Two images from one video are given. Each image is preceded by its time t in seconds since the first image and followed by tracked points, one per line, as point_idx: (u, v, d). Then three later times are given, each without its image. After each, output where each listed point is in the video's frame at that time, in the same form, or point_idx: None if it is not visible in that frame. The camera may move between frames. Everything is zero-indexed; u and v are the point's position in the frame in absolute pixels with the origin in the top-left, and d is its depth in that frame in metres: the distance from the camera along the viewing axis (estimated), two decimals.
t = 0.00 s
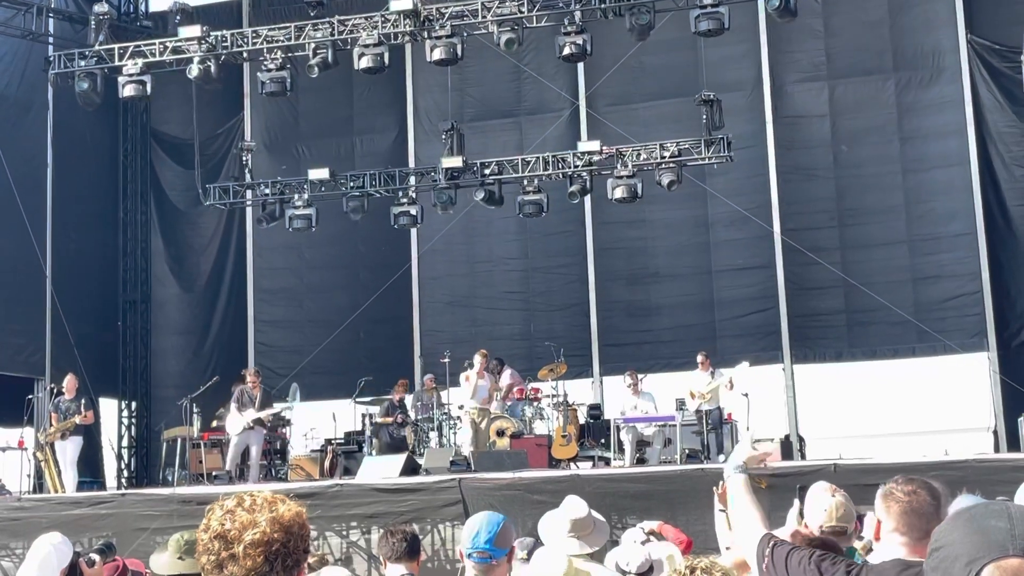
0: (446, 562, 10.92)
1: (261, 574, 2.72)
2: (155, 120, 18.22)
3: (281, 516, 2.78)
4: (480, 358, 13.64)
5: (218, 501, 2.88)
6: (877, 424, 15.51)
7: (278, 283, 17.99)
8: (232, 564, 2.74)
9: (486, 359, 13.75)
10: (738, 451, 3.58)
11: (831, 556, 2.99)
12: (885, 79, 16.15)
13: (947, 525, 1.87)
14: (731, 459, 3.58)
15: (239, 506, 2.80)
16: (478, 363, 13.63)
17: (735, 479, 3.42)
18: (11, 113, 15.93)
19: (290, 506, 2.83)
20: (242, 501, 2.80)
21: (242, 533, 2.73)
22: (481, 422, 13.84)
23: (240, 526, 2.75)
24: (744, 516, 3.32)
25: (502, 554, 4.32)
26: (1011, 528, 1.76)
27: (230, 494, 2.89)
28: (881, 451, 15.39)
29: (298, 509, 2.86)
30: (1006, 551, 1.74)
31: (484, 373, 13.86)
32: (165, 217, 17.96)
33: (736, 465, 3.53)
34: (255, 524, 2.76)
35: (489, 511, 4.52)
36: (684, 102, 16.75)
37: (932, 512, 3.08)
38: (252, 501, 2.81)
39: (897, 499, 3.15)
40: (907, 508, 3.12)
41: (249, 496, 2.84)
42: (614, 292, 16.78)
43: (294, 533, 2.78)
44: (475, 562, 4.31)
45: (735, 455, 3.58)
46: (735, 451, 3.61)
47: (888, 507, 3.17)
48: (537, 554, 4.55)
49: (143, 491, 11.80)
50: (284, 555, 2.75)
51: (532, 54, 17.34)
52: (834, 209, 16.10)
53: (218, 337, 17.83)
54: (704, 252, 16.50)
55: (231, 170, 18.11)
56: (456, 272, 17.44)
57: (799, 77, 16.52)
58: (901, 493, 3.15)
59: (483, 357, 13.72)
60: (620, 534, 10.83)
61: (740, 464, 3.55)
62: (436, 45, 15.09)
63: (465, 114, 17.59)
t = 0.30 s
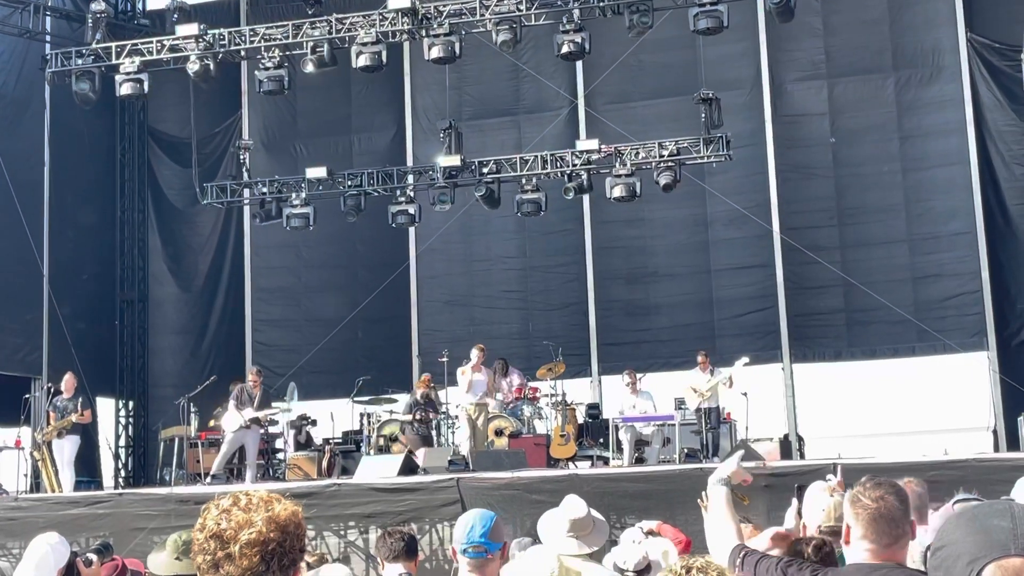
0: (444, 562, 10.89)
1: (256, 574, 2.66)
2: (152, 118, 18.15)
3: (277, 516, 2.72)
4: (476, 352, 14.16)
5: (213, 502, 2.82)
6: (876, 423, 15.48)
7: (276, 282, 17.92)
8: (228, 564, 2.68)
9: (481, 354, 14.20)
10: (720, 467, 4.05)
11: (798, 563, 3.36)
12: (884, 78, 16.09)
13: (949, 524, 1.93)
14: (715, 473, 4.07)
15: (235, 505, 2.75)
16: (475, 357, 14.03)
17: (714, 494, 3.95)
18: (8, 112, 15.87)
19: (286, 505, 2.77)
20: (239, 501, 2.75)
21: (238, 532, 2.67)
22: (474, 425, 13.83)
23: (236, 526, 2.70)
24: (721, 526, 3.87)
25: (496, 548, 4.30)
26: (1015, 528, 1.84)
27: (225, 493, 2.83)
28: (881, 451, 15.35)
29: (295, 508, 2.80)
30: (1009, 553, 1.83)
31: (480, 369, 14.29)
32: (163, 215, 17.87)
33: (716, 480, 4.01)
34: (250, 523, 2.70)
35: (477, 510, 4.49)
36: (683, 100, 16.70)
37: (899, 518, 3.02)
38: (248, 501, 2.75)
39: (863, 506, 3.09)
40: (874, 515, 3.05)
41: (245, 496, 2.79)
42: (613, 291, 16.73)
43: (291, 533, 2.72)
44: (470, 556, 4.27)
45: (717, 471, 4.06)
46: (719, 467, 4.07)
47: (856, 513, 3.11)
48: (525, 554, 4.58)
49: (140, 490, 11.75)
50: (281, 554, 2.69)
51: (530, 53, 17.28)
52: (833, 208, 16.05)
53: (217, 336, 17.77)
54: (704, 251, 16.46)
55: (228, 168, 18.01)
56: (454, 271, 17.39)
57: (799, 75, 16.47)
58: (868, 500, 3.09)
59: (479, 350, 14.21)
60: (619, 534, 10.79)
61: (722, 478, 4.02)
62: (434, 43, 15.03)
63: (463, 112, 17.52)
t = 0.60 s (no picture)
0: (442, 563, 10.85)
1: (254, 574, 2.64)
2: (149, 117, 18.07)
3: (275, 515, 2.70)
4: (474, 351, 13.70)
5: (212, 503, 2.81)
6: (876, 423, 15.43)
7: (274, 281, 17.85)
8: (226, 564, 2.66)
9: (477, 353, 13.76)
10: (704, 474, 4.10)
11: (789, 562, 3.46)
12: (884, 76, 16.04)
13: (950, 525, 1.74)
14: (698, 481, 4.12)
15: (233, 505, 2.74)
16: (471, 355, 13.60)
17: (701, 500, 3.98)
18: (5, 110, 15.79)
19: (285, 506, 2.76)
20: (236, 500, 2.74)
21: (236, 532, 2.66)
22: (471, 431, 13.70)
23: (234, 525, 2.68)
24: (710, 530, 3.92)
25: (493, 551, 4.23)
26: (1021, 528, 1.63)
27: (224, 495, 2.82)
28: (880, 451, 15.30)
29: (295, 509, 2.79)
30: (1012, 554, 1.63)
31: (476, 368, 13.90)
32: (160, 214, 17.79)
33: (702, 486, 4.06)
34: (249, 523, 2.68)
35: (476, 513, 4.43)
36: (682, 99, 16.63)
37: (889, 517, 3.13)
38: (246, 501, 2.74)
39: (855, 505, 3.19)
40: (865, 516, 3.15)
41: (243, 496, 2.78)
42: (612, 290, 16.68)
43: (289, 532, 2.70)
44: (466, 561, 4.20)
45: (701, 477, 4.11)
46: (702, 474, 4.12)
47: (848, 512, 3.21)
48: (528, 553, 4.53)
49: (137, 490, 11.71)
50: (279, 554, 2.67)
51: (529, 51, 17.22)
52: (832, 207, 16.00)
53: (214, 335, 17.70)
54: (703, 251, 16.40)
55: (225, 168, 17.97)
56: (453, 270, 17.34)
57: (798, 74, 16.41)
58: (860, 498, 3.19)
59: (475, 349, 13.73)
60: (617, 535, 10.74)
61: (708, 484, 4.08)
62: (432, 41, 14.97)
63: (462, 111, 17.46)
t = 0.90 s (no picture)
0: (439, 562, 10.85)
1: (253, 572, 2.57)
2: (146, 116, 18.04)
3: (273, 513, 2.63)
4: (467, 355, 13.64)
5: (209, 501, 2.74)
6: (874, 423, 15.44)
7: (272, 280, 17.84)
8: (224, 563, 2.59)
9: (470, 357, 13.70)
10: (702, 484, 4.08)
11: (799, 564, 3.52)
12: (882, 76, 16.05)
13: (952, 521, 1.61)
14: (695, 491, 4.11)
15: (232, 503, 2.66)
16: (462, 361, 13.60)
17: (704, 511, 3.97)
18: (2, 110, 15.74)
19: (283, 504, 2.68)
20: (235, 498, 2.66)
21: (234, 530, 2.58)
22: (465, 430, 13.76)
23: (232, 524, 2.61)
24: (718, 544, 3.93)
25: (488, 547, 4.24)
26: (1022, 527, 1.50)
27: (221, 492, 2.75)
28: (878, 451, 15.31)
29: (293, 507, 2.71)
30: (1014, 553, 1.51)
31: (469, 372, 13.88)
32: (157, 214, 17.76)
33: (701, 496, 4.04)
34: (247, 521, 2.61)
35: (469, 511, 4.43)
36: (680, 99, 16.63)
37: (897, 509, 3.41)
38: (244, 499, 2.67)
39: (865, 499, 3.47)
40: (875, 507, 3.44)
41: (241, 494, 2.70)
42: (609, 290, 16.68)
43: (287, 531, 2.63)
44: (462, 558, 4.19)
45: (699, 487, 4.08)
46: (699, 485, 4.10)
47: (858, 507, 3.49)
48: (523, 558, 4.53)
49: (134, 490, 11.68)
50: (277, 552, 2.60)
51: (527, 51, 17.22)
52: (830, 207, 16.00)
53: (212, 335, 17.66)
54: (700, 250, 16.40)
55: (222, 167, 17.90)
56: (451, 270, 17.34)
57: (796, 74, 16.41)
58: (871, 493, 3.47)
59: (468, 354, 13.65)
60: (615, 534, 10.74)
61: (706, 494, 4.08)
62: (430, 41, 14.96)
63: (459, 111, 17.46)
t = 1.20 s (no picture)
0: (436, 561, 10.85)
1: (250, 571, 2.59)
2: (143, 116, 18.01)
3: (269, 513, 2.65)
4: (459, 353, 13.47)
5: (203, 501, 2.75)
6: (871, 423, 15.45)
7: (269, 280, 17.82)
8: (219, 562, 2.60)
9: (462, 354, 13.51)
10: (711, 489, 4.40)
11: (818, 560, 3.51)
12: (879, 76, 16.06)
13: (951, 517, 1.50)
14: (706, 495, 4.42)
15: (227, 503, 2.68)
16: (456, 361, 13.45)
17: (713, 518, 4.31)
18: None
19: (277, 504, 2.71)
20: (230, 498, 2.69)
21: (230, 530, 2.60)
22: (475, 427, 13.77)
23: (228, 523, 2.62)
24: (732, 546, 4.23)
25: (486, 549, 4.21)
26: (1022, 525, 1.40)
27: (215, 492, 2.76)
28: (875, 450, 15.32)
29: (287, 507, 2.74)
30: (1012, 551, 1.41)
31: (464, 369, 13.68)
32: (154, 213, 17.77)
33: (711, 502, 4.37)
34: (242, 521, 2.63)
35: (467, 510, 4.41)
36: (677, 98, 16.63)
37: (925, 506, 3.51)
38: (239, 499, 2.70)
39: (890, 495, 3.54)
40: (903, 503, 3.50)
41: (236, 494, 2.72)
42: (606, 290, 16.68)
43: (282, 530, 2.65)
44: (459, 559, 4.18)
45: (708, 493, 4.40)
46: (708, 490, 4.42)
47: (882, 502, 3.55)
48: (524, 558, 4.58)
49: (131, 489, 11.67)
50: (273, 552, 2.62)
51: (524, 51, 17.22)
52: (827, 206, 16.01)
53: (208, 334, 17.63)
54: (698, 250, 16.41)
55: (220, 167, 17.95)
56: (448, 269, 17.33)
57: (793, 73, 16.43)
58: (898, 490, 3.53)
59: (459, 353, 13.48)
60: (611, 532, 10.75)
61: (717, 499, 4.39)
62: (427, 40, 14.95)
63: (456, 110, 17.46)
